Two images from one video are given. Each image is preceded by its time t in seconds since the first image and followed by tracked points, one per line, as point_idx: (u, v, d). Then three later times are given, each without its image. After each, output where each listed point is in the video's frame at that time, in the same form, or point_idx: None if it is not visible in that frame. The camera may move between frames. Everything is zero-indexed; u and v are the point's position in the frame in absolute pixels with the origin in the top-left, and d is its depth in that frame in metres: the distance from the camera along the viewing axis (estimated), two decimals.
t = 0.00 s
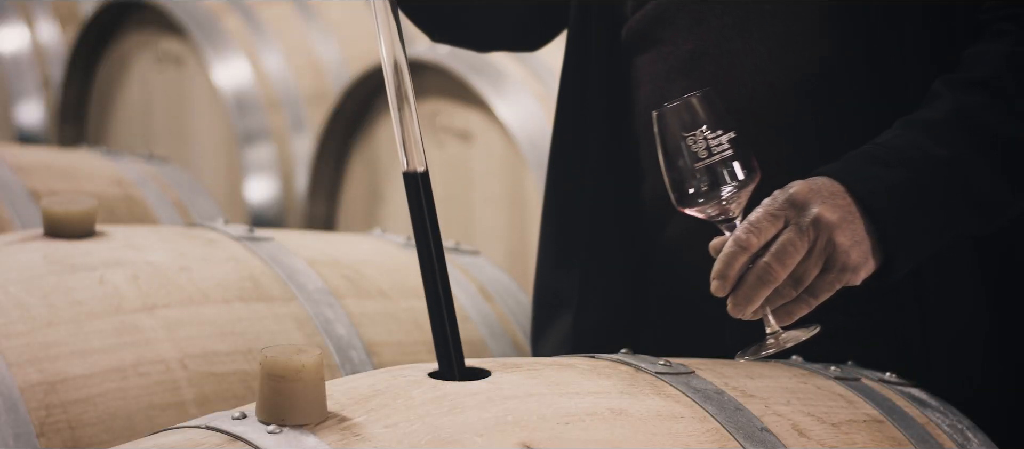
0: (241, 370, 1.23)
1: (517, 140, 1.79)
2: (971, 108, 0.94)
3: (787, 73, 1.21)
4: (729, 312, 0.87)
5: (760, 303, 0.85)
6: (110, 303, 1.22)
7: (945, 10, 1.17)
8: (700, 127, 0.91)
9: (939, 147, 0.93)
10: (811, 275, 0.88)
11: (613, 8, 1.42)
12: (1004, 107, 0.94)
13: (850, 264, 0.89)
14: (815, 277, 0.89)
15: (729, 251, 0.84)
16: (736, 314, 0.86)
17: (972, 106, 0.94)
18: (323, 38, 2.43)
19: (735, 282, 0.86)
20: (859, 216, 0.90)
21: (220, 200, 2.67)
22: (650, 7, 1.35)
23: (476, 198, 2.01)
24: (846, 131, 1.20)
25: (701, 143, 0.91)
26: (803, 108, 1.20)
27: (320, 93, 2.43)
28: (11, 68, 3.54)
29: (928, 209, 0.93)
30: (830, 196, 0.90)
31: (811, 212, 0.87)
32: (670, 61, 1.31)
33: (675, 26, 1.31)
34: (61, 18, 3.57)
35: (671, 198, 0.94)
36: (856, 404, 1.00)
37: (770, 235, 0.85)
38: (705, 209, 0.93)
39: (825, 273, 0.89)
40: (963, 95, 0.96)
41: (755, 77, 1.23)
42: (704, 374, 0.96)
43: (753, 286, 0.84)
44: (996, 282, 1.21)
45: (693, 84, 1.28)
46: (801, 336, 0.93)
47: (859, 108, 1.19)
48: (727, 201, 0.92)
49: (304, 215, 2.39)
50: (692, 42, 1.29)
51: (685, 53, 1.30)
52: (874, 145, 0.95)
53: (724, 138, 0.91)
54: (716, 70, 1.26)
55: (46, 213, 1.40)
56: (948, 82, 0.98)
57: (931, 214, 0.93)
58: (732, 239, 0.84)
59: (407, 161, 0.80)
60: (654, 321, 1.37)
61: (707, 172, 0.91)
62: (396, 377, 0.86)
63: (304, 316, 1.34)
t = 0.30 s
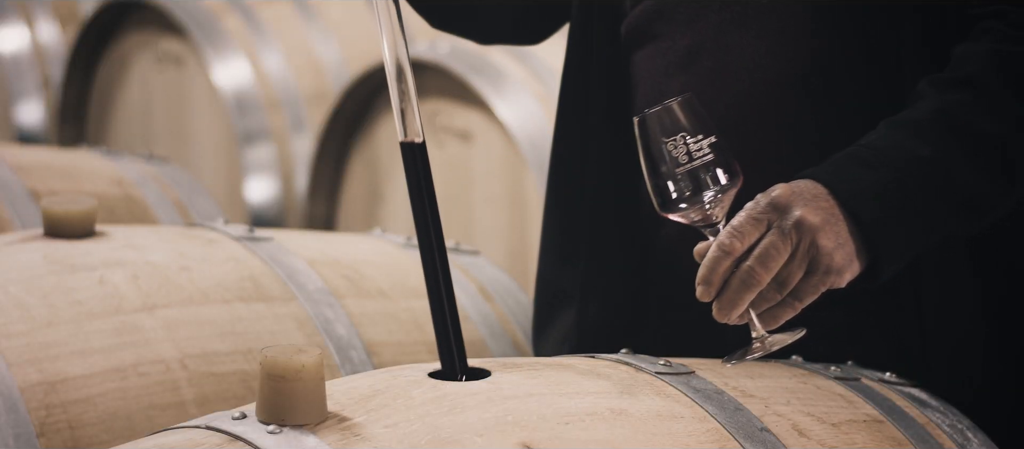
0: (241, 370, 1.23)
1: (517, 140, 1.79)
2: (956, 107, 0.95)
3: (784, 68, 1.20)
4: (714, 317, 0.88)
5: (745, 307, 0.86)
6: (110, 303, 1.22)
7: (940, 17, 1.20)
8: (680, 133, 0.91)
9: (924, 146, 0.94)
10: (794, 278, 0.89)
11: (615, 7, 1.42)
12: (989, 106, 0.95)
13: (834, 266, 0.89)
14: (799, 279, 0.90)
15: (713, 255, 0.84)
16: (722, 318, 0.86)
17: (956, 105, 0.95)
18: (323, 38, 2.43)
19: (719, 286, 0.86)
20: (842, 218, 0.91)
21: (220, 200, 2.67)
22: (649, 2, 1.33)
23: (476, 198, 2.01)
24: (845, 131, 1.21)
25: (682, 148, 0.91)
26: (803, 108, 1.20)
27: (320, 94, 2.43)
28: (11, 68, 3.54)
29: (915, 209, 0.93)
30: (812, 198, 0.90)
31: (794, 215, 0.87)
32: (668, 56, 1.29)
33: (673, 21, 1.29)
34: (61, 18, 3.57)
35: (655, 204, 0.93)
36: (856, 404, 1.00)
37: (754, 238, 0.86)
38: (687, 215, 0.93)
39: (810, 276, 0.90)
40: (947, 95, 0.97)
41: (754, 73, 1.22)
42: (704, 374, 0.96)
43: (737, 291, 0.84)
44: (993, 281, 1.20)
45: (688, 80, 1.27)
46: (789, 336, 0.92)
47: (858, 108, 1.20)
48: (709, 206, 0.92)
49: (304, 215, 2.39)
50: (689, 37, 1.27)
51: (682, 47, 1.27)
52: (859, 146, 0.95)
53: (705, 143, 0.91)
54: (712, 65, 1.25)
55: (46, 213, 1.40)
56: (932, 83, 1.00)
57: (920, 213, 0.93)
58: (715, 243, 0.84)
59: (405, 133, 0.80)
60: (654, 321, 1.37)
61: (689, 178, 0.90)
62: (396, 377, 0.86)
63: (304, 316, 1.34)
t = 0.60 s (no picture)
0: (241, 370, 1.23)
1: (517, 140, 1.77)
2: (943, 107, 0.94)
3: (782, 63, 1.22)
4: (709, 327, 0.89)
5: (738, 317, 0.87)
6: (110, 303, 1.21)
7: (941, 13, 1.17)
8: (664, 146, 0.90)
9: (912, 148, 0.93)
10: (786, 285, 0.89)
11: (614, 7, 1.43)
12: (977, 105, 0.94)
13: (825, 271, 0.89)
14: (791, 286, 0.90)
15: (704, 265, 0.86)
16: (716, 329, 0.88)
17: (943, 105, 0.94)
18: (323, 38, 2.52)
19: (712, 297, 0.88)
20: (833, 224, 0.90)
21: (220, 200, 2.67)
22: None
23: (476, 198, 2.01)
24: (846, 131, 1.20)
25: (667, 161, 0.90)
26: (802, 105, 1.21)
27: (321, 94, 2.48)
28: (11, 68, 3.54)
29: (906, 211, 0.92)
30: (802, 204, 0.90)
31: (782, 223, 0.87)
32: (665, 53, 1.30)
33: (671, 18, 1.30)
34: (61, 18, 3.59)
35: (644, 217, 0.93)
36: (856, 404, 1.00)
37: (743, 248, 0.87)
38: (676, 226, 0.93)
39: (801, 283, 0.90)
40: (935, 95, 0.96)
41: (752, 69, 1.23)
42: (704, 374, 0.96)
43: (728, 300, 0.86)
44: (993, 280, 1.20)
45: (687, 76, 1.28)
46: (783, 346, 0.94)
47: (858, 108, 1.19)
48: (697, 216, 0.91)
49: (304, 215, 2.39)
50: (688, 34, 1.28)
51: (681, 44, 1.29)
52: (848, 151, 0.95)
53: (689, 154, 0.91)
54: (710, 61, 1.26)
55: (46, 213, 1.40)
56: (920, 83, 0.98)
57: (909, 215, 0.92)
58: (706, 254, 0.86)
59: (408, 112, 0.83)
60: (653, 321, 1.37)
61: (675, 190, 0.90)
62: (396, 377, 0.86)
63: (304, 316, 1.34)
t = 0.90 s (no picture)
0: (241, 370, 1.23)
1: (517, 139, 1.77)
2: (932, 108, 0.93)
3: (779, 60, 1.22)
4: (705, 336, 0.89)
5: (733, 325, 0.87)
6: (110, 303, 1.22)
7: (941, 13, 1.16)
8: (651, 156, 0.90)
9: (900, 151, 0.93)
10: (779, 291, 0.89)
11: (614, 6, 1.43)
12: (966, 105, 0.93)
13: (817, 276, 0.89)
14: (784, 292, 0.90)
15: (696, 275, 0.86)
16: (710, 337, 0.88)
17: (933, 106, 0.93)
18: (323, 38, 2.52)
19: (706, 307, 0.87)
20: (823, 228, 0.91)
21: (220, 200, 2.67)
22: None
23: (476, 198, 2.01)
24: (845, 131, 1.20)
25: (654, 171, 0.90)
26: (802, 105, 1.21)
27: (321, 94, 2.48)
28: (11, 68, 3.54)
29: (897, 214, 0.92)
30: (791, 209, 0.90)
31: (773, 228, 0.87)
32: (665, 51, 1.31)
33: (670, 16, 1.31)
34: (61, 18, 3.60)
35: (636, 228, 0.92)
36: (856, 404, 1.00)
37: (735, 255, 0.87)
38: (667, 237, 0.92)
39: (793, 289, 0.90)
40: (923, 97, 0.95)
41: (752, 66, 1.23)
42: (704, 374, 0.96)
43: (722, 308, 0.86)
44: (992, 277, 1.20)
45: (685, 74, 1.28)
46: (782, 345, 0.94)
47: (858, 108, 1.19)
48: (688, 226, 0.91)
49: (304, 215, 2.39)
50: (686, 31, 1.29)
51: (679, 42, 1.30)
52: (838, 156, 0.95)
53: (677, 164, 0.90)
54: (707, 58, 1.27)
55: (46, 213, 1.40)
56: (909, 85, 0.97)
57: (901, 217, 0.92)
58: (698, 263, 0.86)
59: (408, 94, 0.85)
60: (654, 321, 1.37)
61: (665, 200, 0.89)
62: (396, 377, 0.86)
63: (304, 316, 1.34)
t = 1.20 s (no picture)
0: (241, 370, 1.23)
1: (517, 139, 1.76)
2: (916, 109, 0.93)
3: (775, 56, 1.22)
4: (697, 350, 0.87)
5: (724, 336, 0.85)
6: (110, 303, 1.22)
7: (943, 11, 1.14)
8: (628, 172, 0.88)
9: (884, 154, 0.92)
10: (767, 297, 0.87)
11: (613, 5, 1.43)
12: (949, 104, 0.92)
13: (803, 281, 0.88)
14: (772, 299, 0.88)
15: (683, 287, 0.85)
16: (704, 351, 0.86)
17: (917, 107, 0.93)
18: (322, 38, 2.53)
19: (695, 320, 0.86)
20: (807, 233, 0.90)
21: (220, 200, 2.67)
22: None
23: (475, 198, 2.01)
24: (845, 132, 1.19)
25: (633, 187, 0.88)
26: (802, 104, 1.20)
27: (321, 94, 2.47)
28: (11, 68, 3.54)
29: (884, 217, 0.91)
30: (773, 216, 0.90)
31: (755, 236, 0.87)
32: (662, 49, 1.32)
33: (667, 14, 1.32)
34: (61, 18, 3.60)
35: (619, 246, 0.90)
36: (856, 403, 1.00)
37: (719, 265, 0.86)
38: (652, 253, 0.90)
39: (781, 296, 0.89)
40: (906, 98, 0.95)
41: (750, 63, 1.24)
42: (704, 374, 0.96)
43: (711, 319, 0.84)
44: (992, 276, 1.19)
45: (682, 72, 1.29)
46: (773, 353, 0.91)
47: (859, 108, 1.18)
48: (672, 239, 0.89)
49: (304, 215, 2.39)
50: (682, 30, 1.30)
51: (676, 40, 1.30)
52: (821, 162, 0.94)
53: (655, 178, 0.88)
54: (704, 56, 1.27)
55: (46, 213, 1.40)
56: (892, 87, 0.97)
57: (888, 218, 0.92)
58: (683, 276, 0.85)
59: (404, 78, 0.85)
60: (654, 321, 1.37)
61: (646, 216, 0.88)
62: (397, 377, 0.86)
63: (304, 316, 1.34)
